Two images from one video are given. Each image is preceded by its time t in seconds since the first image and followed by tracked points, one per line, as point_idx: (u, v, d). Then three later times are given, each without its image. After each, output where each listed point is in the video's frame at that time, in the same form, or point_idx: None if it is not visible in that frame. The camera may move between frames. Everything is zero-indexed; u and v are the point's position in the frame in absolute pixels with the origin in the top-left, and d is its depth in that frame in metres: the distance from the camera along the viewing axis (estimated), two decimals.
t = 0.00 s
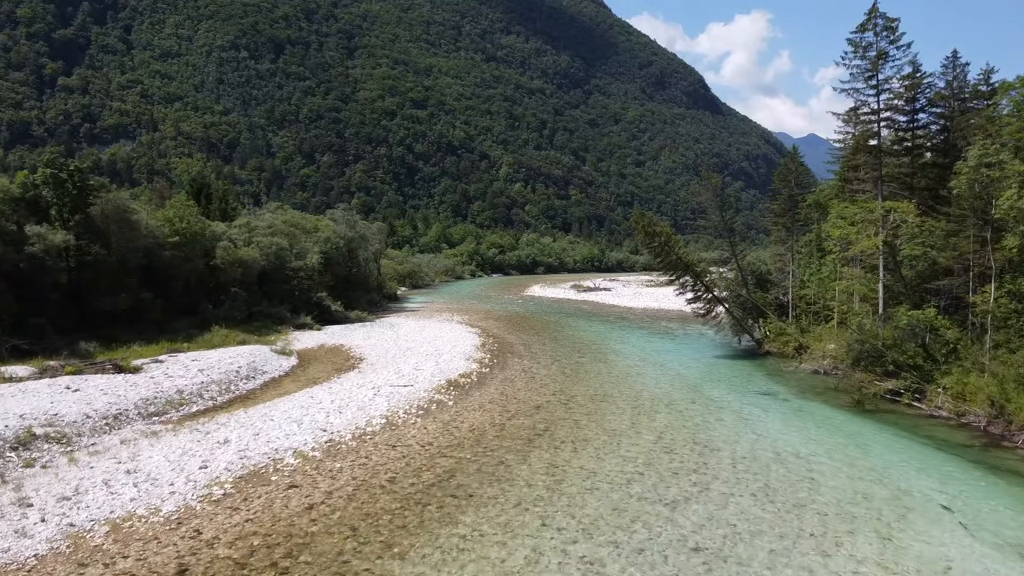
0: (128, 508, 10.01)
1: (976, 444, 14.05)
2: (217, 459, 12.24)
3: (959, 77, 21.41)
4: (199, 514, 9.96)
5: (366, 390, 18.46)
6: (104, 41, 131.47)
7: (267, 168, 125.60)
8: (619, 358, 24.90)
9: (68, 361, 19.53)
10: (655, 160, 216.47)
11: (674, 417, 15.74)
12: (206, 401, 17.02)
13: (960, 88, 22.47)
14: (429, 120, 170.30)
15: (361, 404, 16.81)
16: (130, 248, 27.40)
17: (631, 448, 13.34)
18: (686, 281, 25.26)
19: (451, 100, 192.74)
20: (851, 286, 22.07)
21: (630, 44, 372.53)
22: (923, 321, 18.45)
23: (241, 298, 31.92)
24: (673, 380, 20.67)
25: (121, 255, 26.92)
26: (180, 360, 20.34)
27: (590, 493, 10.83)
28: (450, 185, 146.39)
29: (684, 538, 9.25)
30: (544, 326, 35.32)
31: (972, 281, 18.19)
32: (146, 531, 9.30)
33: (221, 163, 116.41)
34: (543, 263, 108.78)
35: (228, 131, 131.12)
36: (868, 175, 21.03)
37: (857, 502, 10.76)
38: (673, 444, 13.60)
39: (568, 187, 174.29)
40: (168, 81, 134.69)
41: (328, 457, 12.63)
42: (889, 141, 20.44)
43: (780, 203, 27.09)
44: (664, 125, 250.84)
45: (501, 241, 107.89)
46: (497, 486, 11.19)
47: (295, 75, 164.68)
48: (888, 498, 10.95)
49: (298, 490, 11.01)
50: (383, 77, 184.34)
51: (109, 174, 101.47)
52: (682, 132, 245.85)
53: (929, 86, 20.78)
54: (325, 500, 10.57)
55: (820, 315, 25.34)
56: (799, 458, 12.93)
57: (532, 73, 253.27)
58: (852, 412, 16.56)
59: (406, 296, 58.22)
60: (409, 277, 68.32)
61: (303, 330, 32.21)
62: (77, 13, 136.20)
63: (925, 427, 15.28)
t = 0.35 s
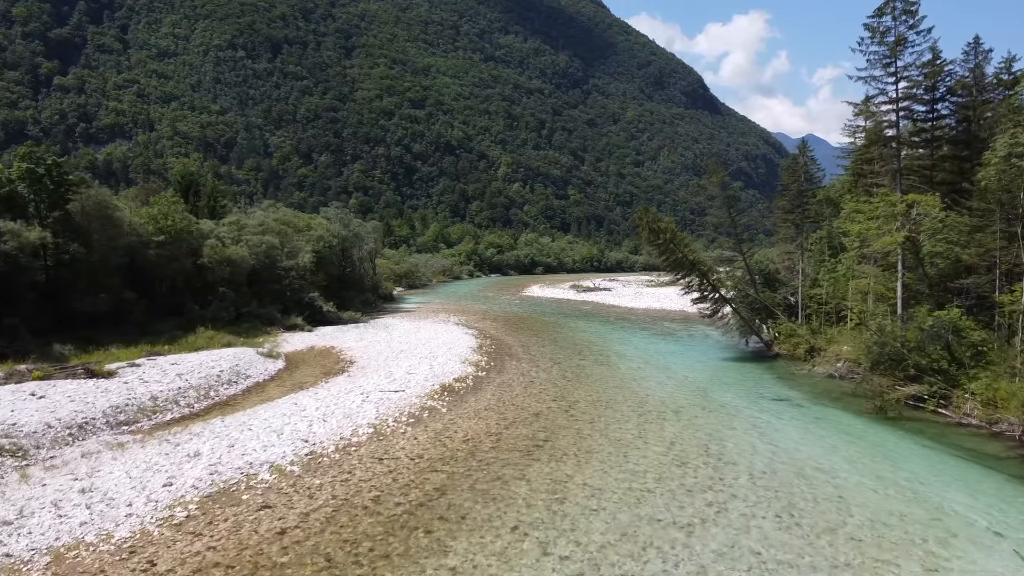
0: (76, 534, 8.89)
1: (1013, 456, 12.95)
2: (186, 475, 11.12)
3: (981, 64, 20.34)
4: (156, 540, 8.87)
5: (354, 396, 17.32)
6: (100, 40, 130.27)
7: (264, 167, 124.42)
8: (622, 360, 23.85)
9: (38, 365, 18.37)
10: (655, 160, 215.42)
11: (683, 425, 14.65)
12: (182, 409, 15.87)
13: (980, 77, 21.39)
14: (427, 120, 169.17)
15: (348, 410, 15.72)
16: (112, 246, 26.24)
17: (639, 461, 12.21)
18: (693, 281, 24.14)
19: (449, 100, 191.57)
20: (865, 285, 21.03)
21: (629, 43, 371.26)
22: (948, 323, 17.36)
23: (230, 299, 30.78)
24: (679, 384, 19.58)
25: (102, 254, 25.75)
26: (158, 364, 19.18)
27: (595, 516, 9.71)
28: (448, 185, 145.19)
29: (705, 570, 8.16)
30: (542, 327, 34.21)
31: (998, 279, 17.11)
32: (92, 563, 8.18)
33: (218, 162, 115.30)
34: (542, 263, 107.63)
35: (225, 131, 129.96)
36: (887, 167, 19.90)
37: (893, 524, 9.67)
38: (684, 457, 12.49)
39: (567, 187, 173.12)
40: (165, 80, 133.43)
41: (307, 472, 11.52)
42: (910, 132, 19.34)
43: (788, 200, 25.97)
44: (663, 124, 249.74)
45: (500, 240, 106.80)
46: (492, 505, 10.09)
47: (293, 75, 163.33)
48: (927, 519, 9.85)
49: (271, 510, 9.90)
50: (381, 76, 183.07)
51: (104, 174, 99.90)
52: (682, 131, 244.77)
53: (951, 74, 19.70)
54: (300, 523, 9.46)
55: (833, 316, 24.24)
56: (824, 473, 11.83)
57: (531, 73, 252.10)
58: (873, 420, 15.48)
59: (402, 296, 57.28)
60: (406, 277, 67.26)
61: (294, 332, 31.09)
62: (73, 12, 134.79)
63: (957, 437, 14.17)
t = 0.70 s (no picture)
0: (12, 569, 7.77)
1: None
2: (147, 495, 9.99)
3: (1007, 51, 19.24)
4: None
5: (341, 403, 16.20)
6: (98, 40, 129.19)
7: (263, 167, 123.43)
8: (626, 363, 22.78)
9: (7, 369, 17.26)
10: (654, 160, 214.47)
11: (696, 436, 13.53)
12: (155, 418, 14.73)
13: (1004, 65, 20.30)
14: (426, 119, 168.12)
15: (337, 419, 14.65)
16: (93, 245, 25.19)
17: (649, 478, 11.07)
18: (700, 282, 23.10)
19: (449, 99, 190.51)
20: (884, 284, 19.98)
21: (629, 42, 369.45)
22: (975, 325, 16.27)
23: (218, 299, 29.66)
24: (688, 388, 18.47)
25: (82, 253, 24.61)
26: (134, 369, 18.03)
27: (603, 547, 8.57)
28: (447, 185, 144.17)
29: None
30: (542, 328, 33.14)
31: None
32: None
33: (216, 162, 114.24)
34: (541, 263, 106.61)
35: (223, 130, 128.90)
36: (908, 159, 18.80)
37: (939, 555, 8.57)
38: (698, 473, 11.38)
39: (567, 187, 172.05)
40: (163, 80, 132.29)
41: (283, 491, 10.41)
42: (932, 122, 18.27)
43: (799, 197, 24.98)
44: (663, 124, 248.82)
45: (499, 240, 105.71)
46: (487, 532, 8.98)
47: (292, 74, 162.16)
48: (977, 550, 8.76)
49: (239, 537, 8.80)
50: (380, 76, 181.98)
51: (101, 174, 98.45)
52: (682, 131, 243.54)
53: (975, 60, 18.63)
54: (270, 555, 8.35)
55: (847, 317, 23.16)
56: (856, 491, 10.72)
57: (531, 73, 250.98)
58: (897, 430, 14.37)
59: (399, 296, 56.50)
60: (404, 276, 66.28)
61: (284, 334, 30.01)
62: (70, 11, 133.55)
63: (993, 449, 13.06)
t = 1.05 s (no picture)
0: None
1: None
2: (95, 521, 8.84)
3: None
4: None
5: (326, 412, 15.04)
6: (96, 39, 128.11)
7: (261, 167, 122.36)
8: (630, 367, 21.70)
9: None
10: (655, 159, 213.43)
11: (710, 451, 12.37)
12: (124, 430, 13.58)
13: None
14: (426, 119, 167.05)
15: (320, 430, 13.49)
16: (72, 243, 24.04)
17: (661, 500, 9.96)
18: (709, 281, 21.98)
19: (449, 99, 189.39)
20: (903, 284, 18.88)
21: (629, 42, 367.98)
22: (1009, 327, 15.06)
23: (206, 300, 28.53)
24: (696, 394, 17.37)
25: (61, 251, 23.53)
26: (107, 375, 16.86)
27: None
28: (447, 185, 143.13)
29: None
30: (543, 329, 32.02)
31: None
32: None
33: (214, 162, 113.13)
34: (542, 263, 105.54)
35: (222, 130, 127.82)
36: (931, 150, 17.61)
37: None
38: (714, 493, 10.26)
39: (568, 187, 170.94)
40: (162, 79, 131.20)
41: (251, 518, 9.25)
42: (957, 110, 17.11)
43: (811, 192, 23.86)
44: (664, 124, 247.77)
45: (499, 240, 104.55)
46: (478, 567, 7.89)
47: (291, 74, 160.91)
48: None
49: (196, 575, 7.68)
50: (380, 75, 180.77)
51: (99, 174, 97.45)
52: (682, 131, 242.41)
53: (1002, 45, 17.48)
54: None
55: (862, 318, 22.06)
56: (895, 516, 9.59)
57: (531, 73, 249.76)
58: (927, 442, 13.22)
59: (397, 297, 55.62)
60: (402, 276, 65.22)
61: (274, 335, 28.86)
62: (68, 11, 132.46)
63: None
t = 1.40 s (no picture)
0: None
1: None
2: (24, 557, 7.70)
3: None
4: None
5: (306, 422, 13.91)
6: (92, 38, 126.82)
7: (258, 167, 121.18)
8: (635, 371, 20.57)
9: None
10: (654, 159, 212.45)
11: (724, 468, 11.27)
12: (83, 443, 12.42)
13: None
14: (424, 118, 165.91)
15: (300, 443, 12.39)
16: (47, 242, 22.88)
17: (673, 526, 8.87)
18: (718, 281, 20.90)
19: (447, 98, 188.25)
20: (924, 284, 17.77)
21: (628, 42, 366.59)
22: None
23: (190, 301, 27.40)
24: (706, 402, 16.21)
25: (34, 250, 22.36)
26: (73, 382, 15.70)
27: None
28: (445, 185, 142.05)
29: None
30: (542, 331, 30.93)
31: None
32: None
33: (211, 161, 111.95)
34: (540, 263, 104.45)
35: (219, 129, 126.63)
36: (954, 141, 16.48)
37: None
38: (732, 518, 9.17)
39: (566, 186, 169.93)
40: (158, 79, 129.80)
41: (206, 551, 8.15)
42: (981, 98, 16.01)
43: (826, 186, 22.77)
44: (663, 123, 246.78)
45: (497, 240, 103.45)
46: None
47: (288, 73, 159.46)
48: None
49: None
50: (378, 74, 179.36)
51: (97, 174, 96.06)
52: (681, 131, 241.52)
53: None
54: None
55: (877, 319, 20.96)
56: (938, 547, 8.45)
57: (530, 72, 248.52)
58: (959, 457, 12.14)
59: (393, 297, 54.73)
60: (399, 276, 64.22)
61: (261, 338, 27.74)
62: (64, 9, 131.05)
63: None
